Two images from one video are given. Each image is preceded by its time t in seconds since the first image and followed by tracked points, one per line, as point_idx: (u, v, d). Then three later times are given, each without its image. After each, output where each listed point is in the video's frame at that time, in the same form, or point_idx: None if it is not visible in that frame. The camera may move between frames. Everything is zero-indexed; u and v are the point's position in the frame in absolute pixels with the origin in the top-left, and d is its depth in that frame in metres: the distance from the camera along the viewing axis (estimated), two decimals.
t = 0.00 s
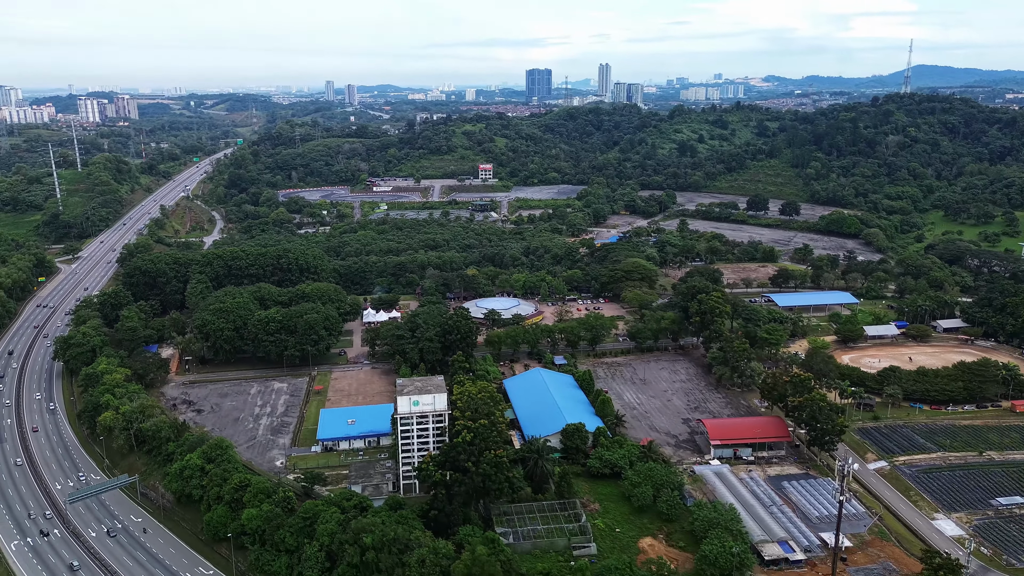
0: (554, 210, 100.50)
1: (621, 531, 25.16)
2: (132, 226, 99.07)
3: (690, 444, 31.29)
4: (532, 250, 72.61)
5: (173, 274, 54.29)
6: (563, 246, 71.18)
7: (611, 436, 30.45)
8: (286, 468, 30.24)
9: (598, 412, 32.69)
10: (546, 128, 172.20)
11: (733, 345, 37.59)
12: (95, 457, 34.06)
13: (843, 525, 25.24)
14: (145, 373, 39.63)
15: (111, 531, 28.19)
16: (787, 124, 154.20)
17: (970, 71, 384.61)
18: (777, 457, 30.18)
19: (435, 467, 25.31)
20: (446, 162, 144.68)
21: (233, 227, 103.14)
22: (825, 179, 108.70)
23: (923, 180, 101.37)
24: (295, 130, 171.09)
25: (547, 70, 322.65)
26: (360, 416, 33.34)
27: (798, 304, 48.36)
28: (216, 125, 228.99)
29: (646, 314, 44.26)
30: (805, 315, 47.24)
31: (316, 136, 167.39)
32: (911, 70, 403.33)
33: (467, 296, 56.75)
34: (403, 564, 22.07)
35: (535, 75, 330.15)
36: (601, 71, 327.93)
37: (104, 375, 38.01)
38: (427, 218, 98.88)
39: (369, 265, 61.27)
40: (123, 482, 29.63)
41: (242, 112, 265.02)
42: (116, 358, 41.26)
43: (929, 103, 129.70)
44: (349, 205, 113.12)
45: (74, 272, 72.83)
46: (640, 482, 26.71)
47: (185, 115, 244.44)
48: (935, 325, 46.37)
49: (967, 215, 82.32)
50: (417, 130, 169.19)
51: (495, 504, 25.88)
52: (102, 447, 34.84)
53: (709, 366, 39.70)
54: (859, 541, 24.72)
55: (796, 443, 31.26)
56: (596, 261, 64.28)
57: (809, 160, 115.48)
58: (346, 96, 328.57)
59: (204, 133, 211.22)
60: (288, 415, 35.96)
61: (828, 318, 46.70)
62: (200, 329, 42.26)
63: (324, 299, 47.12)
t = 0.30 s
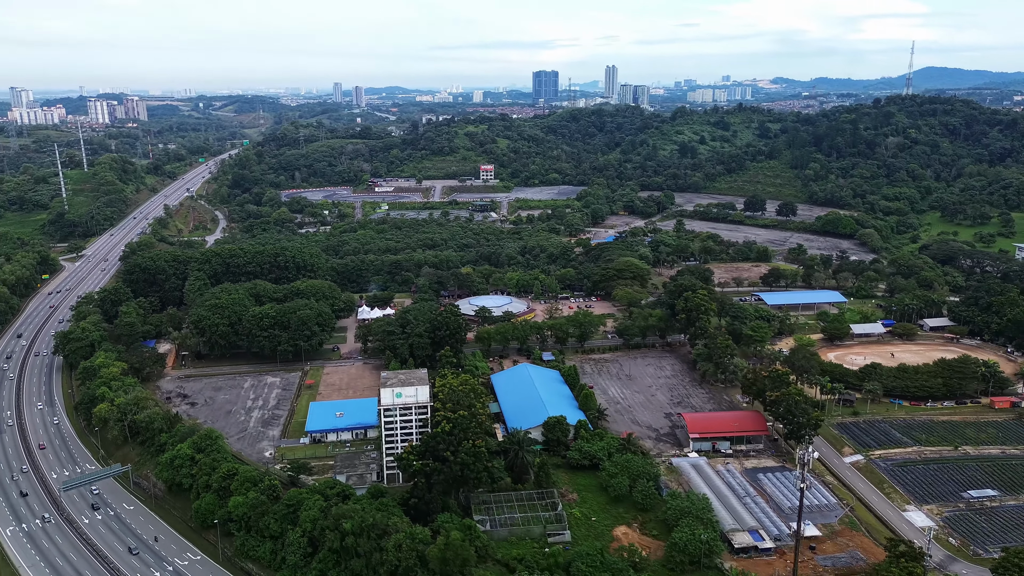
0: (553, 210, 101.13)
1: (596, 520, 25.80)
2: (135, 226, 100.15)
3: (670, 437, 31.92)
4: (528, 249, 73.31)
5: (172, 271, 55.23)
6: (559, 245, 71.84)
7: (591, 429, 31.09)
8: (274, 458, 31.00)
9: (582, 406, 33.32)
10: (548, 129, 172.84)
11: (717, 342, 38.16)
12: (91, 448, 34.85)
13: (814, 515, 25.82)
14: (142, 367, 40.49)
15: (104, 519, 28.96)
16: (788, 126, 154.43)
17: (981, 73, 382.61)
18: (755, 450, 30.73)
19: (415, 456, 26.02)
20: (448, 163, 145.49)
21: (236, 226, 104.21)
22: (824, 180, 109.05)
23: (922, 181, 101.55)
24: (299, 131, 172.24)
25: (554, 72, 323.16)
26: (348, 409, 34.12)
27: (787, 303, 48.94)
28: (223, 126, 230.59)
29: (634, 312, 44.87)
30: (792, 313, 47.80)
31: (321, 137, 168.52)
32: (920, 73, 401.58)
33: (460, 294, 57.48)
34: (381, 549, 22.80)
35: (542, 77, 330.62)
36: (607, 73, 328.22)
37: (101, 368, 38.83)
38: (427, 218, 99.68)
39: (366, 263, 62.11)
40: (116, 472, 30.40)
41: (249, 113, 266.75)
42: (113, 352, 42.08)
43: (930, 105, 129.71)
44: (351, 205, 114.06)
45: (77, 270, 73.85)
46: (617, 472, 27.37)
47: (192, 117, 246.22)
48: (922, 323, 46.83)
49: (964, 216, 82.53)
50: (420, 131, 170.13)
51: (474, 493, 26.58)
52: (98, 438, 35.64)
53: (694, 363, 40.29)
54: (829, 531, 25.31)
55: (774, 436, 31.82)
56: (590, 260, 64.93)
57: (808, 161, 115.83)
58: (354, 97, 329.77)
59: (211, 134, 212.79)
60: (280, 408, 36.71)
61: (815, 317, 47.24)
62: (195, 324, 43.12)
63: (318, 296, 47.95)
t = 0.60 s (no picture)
0: (553, 210, 101.77)
1: (574, 509, 26.45)
2: (139, 224, 101.34)
3: (652, 431, 32.51)
4: (525, 248, 73.95)
5: (172, 268, 56.20)
6: (555, 244, 72.46)
7: (573, 422, 31.77)
8: (264, 449, 31.81)
9: (566, 400, 33.99)
10: (551, 130, 173.39)
11: (702, 338, 38.71)
12: (88, 438, 35.70)
13: (786, 505, 26.40)
14: (139, 361, 41.33)
15: (98, 506, 29.80)
16: (791, 127, 154.51)
17: (991, 75, 380.39)
18: (734, 443, 31.34)
19: (397, 445, 26.72)
20: (451, 163, 146.27)
21: (239, 225, 105.32)
22: (823, 181, 109.29)
23: (921, 182, 101.64)
24: (304, 132, 173.40)
25: (561, 73, 323.57)
26: (338, 402, 34.88)
27: (776, 301, 49.47)
28: (230, 127, 232.16)
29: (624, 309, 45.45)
30: (780, 311, 48.33)
31: (325, 137, 169.63)
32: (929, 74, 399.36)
33: (455, 292, 58.23)
34: (362, 534, 23.52)
35: (549, 79, 330.93)
36: (614, 74, 328.47)
37: (99, 361, 39.68)
38: (428, 218, 100.48)
39: (363, 261, 62.88)
40: (110, 460, 31.25)
41: (257, 114, 268.40)
42: (112, 345, 42.95)
43: (932, 106, 129.58)
44: (353, 205, 114.99)
45: (81, 267, 74.92)
46: (596, 463, 28.00)
47: (201, 117, 248.03)
48: (909, 321, 47.26)
49: (961, 217, 82.66)
50: (424, 131, 171.02)
51: (455, 482, 27.29)
52: (94, 429, 36.49)
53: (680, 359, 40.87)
54: (801, 521, 25.89)
55: (754, 430, 32.37)
56: (585, 259, 65.56)
57: (808, 162, 116.09)
58: (361, 99, 331.16)
59: (217, 134, 214.36)
60: (272, 401, 37.52)
61: (804, 314, 47.75)
62: (192, 320, 43.97)
63: (313, 293, 48.75)
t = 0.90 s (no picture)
0: (554, 209, 102.37)
1: (554, 497, 27.14)
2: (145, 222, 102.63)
3: (636, 423, 33.15)
4: (524, 245, 74.59)
5: (173, 264, 57.20)
6: (553, 242, 73.06)
7: (558, 414, 32.45)
8: (256, 438, 32.65)
9: (552, 393, 34.66)
10: (556, 130, 173.90)
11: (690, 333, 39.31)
12: (87, 428, 36.64)
13: (762, 495, 26.99)
14: (139, 354, 42.26)
15: (95, 492, 30.72)
16: (795, 127, 154.48)
17: (1004, 75, 377.53)
18: (715, 436, 31.95)
19: (383, 434, 27.48)
20: (454, 163, 146.98)
21: (243, 223, 106.45)
22: (824, 181, 109.45)
23: (922, 181, 101.63)
24: (310, 131, 174.59)
25: (569, 74, 323.79)
26: (330, 394, 35.68)
27: (768, 298, 49.98)
28: (238, 126, 233.88)
29: (615, 305, 46.06)
30: (770, 309, 48.86)
31: (331, 137, 170.75)
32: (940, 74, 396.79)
33: (451, 289, 58.99)
34: (344, 518, 24.29)
35: (558, 79, 331.16)
36: (623, 75, 328.43)
37: (100, 354, 40.64)
38: (430, 216, 101.25)
39: (363, 258, 63.72)
40: (107, 448, 32.13)
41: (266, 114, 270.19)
42: (113, 339, 43.90)
43: (936, 106, 129.33)
44: (356, 203, 115.97)
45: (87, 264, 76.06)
46: (577, 453, 28.66)
47: (210, 117, 249.87)
48: (899, 319, 47.67)
49: (960, 217, 82.74)
50: (430, 131, 171.92)
51: (440, 471, 28.02)
52: (93, 419, 37.43)
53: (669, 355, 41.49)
54: (775, 510, 26.47)
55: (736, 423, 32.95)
56: (581, 257, 66.16)
57: (810, 162, 116.27)
58: (371, 100, 332.58)
59: (225, 134, 216.04)
60: (267, 393, 38.36)
61: (794, 312, 48.26)
62: (191, 314, 44.89)
63: (310, 288, 49.60)
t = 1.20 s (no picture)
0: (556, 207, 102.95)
1: (537, 484, 27.85)
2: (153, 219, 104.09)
3: (622, 414, 33.80)
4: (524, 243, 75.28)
5: (177, 259, 58.27)
6: (552, 239, 73.65)
7: (544, 405, 33.14)
8: (251, 427, 33.52)
9: (541, 384, 35.38)
10: (562, 129, 174.36)
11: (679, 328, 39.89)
12: (88, 417, 37.65)
13: (741, 484, 27.58)
14: (141, 346, 43.27)
15: (94, 478, 31.68)
16: (801, 126, 154.21)
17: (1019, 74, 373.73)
18: (699, 427, 32.54)
19: (371, 422, 28.28)
20: (459, 161, 147.76)
21: (249, 220, 107.67)
22: (826, 180, 109.45)
23: (925, 180, 101.43)
24: (318, 130, 175.93)
25: (579, 73, 323.83)
26: (324, 384, 36.55)
27: (761, 295, 50.45)
28: (249, 125, 235.78)
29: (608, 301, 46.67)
30: (762, 305, 49.33)
31: (338, 136, 171.94)
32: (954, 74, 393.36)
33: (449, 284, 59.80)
34: (331, 502, 25.09)
35: (568, 78, 331.16)
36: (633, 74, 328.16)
37: (102, 345, 41.67)
38: (434, 214, 102.10)
39: (363, 254, 64.61)
40: (107, 435, 33.09)
41: (277, 114, 271.98)
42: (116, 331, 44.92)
43: (942, 105, 128.83)
44: (361, 201, 116.98)
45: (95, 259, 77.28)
46: (561, 442, 29.37)
47: (221, 117, 251.91)
48: (890, 316, 48.00)
49: (961, 216, 82.68)
50: (436, 130, 172.89)
51: (426, 458, 28.81)
52: (95, 408, 38.44)
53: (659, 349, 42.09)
54: (753, 498, 27.06)
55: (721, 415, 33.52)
56: (579, 254, 66.77)
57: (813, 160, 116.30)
58: (382, 100, 333.97)
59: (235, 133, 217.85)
60: (263, 384, 39.26)
61: (786, 308, 48.72)
62: (192, 307, 45.87)
63: (309, 283, 50.51)
